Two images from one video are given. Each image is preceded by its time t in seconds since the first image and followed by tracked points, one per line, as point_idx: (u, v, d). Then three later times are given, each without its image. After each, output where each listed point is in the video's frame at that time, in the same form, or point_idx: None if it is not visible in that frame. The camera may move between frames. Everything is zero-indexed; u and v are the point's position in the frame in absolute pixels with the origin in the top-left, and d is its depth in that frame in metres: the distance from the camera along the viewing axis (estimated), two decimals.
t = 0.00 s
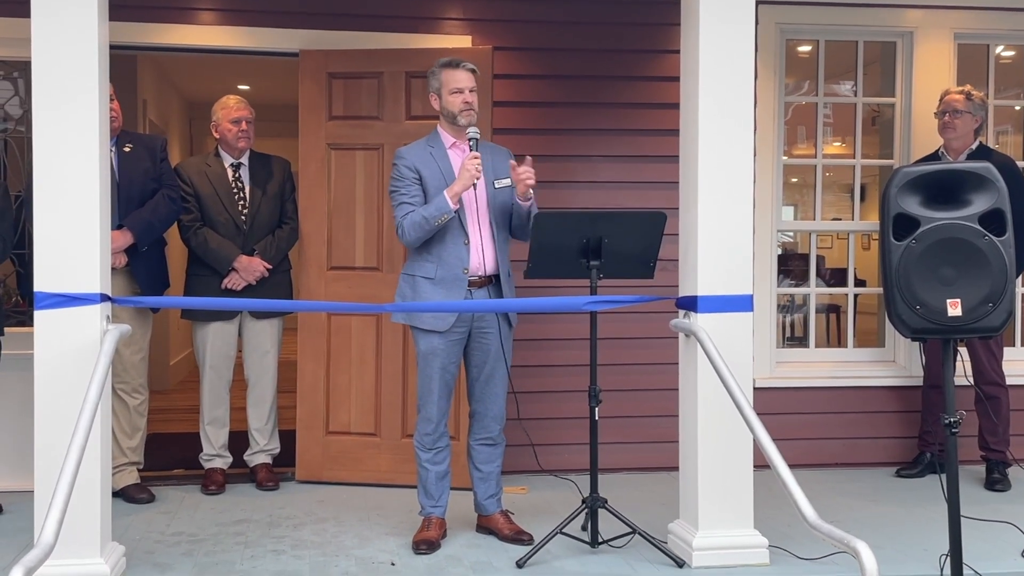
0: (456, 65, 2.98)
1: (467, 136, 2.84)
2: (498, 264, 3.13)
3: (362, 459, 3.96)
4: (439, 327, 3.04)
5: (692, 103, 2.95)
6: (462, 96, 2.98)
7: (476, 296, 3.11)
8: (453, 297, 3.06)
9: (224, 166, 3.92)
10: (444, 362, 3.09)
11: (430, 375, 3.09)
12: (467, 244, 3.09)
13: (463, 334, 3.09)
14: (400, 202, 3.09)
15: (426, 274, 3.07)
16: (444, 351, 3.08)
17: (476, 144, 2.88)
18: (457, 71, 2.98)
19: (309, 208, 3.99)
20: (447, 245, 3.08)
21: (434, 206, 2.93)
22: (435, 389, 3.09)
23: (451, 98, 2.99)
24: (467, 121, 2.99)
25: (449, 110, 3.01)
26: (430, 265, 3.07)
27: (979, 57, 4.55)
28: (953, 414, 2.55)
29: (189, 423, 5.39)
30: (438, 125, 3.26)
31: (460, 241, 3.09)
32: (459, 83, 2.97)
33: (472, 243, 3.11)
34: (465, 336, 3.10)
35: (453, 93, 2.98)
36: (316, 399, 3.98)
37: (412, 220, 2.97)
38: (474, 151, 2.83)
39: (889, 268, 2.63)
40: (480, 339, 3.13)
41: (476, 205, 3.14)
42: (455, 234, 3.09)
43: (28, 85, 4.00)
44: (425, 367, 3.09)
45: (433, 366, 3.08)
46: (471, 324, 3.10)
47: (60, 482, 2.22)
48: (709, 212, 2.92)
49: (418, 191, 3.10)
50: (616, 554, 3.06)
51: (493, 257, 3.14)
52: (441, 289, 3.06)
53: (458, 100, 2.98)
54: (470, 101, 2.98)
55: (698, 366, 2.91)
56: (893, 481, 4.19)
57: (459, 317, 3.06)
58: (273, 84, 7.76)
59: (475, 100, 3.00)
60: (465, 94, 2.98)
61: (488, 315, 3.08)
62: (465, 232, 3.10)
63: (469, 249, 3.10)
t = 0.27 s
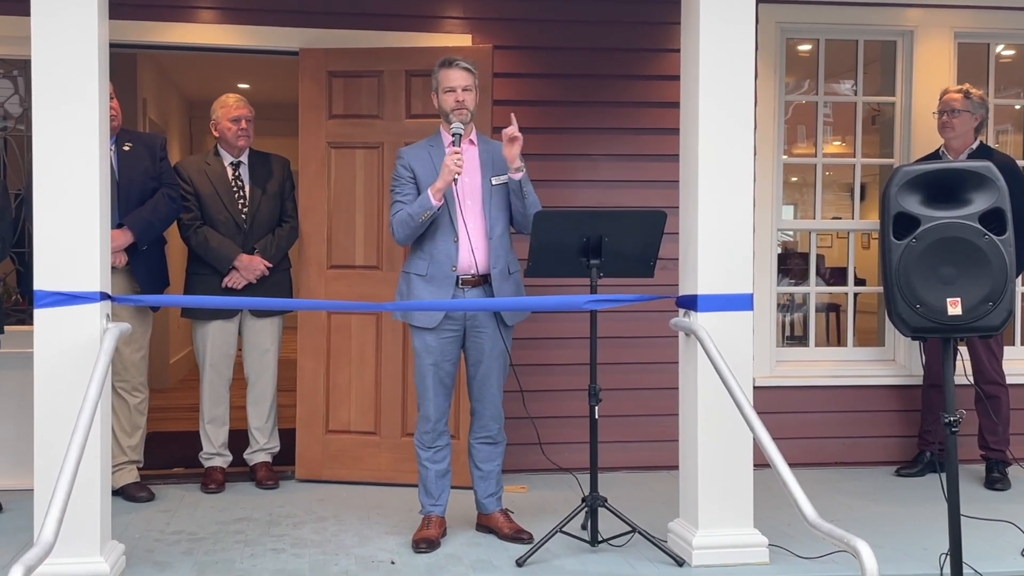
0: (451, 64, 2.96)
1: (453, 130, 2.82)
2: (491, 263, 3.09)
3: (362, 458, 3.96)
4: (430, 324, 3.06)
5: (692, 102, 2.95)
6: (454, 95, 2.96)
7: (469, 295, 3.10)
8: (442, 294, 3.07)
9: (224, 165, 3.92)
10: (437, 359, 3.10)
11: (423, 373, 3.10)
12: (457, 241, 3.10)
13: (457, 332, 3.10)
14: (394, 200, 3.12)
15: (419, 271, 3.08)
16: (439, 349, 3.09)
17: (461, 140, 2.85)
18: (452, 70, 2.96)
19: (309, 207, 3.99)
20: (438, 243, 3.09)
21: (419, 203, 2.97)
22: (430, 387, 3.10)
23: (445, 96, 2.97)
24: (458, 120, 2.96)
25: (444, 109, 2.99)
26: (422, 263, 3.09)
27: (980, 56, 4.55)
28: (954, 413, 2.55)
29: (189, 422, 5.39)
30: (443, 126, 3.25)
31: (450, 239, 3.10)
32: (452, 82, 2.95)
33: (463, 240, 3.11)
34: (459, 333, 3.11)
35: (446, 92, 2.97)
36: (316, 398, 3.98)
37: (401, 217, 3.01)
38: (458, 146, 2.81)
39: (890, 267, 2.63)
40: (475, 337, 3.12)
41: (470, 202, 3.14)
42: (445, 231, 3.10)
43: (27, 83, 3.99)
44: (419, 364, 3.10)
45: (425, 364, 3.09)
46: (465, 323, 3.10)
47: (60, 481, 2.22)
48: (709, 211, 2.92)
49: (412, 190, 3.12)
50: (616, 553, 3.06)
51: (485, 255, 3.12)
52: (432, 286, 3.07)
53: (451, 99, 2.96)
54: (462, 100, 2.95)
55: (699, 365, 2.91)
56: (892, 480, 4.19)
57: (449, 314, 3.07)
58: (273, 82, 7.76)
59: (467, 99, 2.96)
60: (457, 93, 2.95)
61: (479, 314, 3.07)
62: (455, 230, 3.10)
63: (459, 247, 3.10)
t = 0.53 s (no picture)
0: (450, 65, 2.95)
1: (447, 131, 2.82)
2: (486, 264, 3.09)
3: (362, 457, 3.96)
4: (425, 322, 3.07)
5: (692, 102, 2.95)
6: (451, 96, 2.96)
7: (467, 293, 3.11)
8: (437, 292, 3.08)
9: (223, 164, 3.92)
10: (434, 356, 3.10)
11: (420, 370, 3.10)
12: (453, 241, 3.10)
13: (454, 330, 3.11)
14: (395, 200, 3.14)
15: (417, 270, 3.10)
16: (435, 346, 3.09)
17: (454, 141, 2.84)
18: (451, 71, 2.95)
19: (309, 206, 3.99)
20: (434, 242, 3.11)
21: (413, 203, 2.99)
22: (426, 384, 3.10)
23: (444, 97, 2.97)
24: (454, 121, 2.98)
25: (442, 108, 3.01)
26: (420, 262, 3.11)
27: (979, 55, 4.55)
28: (953, 413, 2.55)
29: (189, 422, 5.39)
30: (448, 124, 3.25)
31: (447, 238, 3.10)
32: (450, 84, 2.95)
33: (459, 240, 3.11)
34: (456, 331, 3.11)
35: (445, 92, 2.97)
36: (316, 397, 3.98)
37: (397, 217, 3.04)
38: (451, 148, 2.81)
39: (889, 266, 2.63)
40: (472, 335, 3.12)
41: (468, 202, 3.14)
42: (442, 231, 3.11)
43: (27, 83, 3.99)
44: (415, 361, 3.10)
45: (421, 360, 3.09)
46: (462, 321, 3.11)
47: (60, 480, 2.22)
48: (710, 210, 2.92)
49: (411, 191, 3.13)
50: (616, 552, 3.06)
51: (480, 257, 3.11)
52: (428, 285, 3.09)
53: (448, 100, 2.97)
54: (458, 102, 2.95)
55: (699, 364, 2.91)
56: (892, 479, 4.19)
57: (444, 313, 3.08)
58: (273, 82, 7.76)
59: (465, 101, 2.96)
60: (454, 95, 2.95)
61: (473, 313, 3.07)
62: (452, 230, 3.11)
63: (455, 247, 3.10)
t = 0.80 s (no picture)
0: (456, 65, 2.95)
1: (445, 130, 2.82)
2: (483, 264, 3.08)
3: (362, 457, 3.96)
4: (424, 320, 3.07)
5: (691, 102, 2.95)
6: (455, 95, 2.96)
7: (465, 293, 3.10)
8: (435, 291, 3.08)
9: (222, 164, 3.92)
10: (433, 356, 3.10)
11: (419, 369, 3.10)
12: (452, 240, 3.10)
13: (453, 329, 3.11)
14: (398, 198, 3.16)
15: (417, 269, 3.11)
16: (435, 345, 3.10)
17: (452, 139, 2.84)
18: (457, 71, 2.96)
19: (309, 206, 3.99)
20: (434, 241, 3.11)
21: (413, 201, 3.01)
22: (426, 384, 3.10)
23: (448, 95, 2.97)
24: (456, 120, 2.97)
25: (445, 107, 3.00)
26: (420, 261, 3.12)
27: (979, 55, 4.55)
28: (953, 413, 2.55)
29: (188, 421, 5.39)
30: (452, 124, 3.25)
31: (445, 237, 3.10)
32: (455, 83, 2.95)
33: (458, 240, 3.11)
34: (455, 330, 3.11)
35: (449, 91, 2.97)
36: (316, 396, 3.98)
37: (398, 214, 3.07)
38: (449, 146, 2.81)
39: (889, 266, 2.63)
40: (471, 334, 3.12)
41: (468, 202, 3.14)
42: (441, 230, 3.11)
43: (26, 82, 3.99)
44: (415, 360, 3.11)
45: (421, 360, 3.10)
46: (460, 321, 3.11)
47: (59, 480, 2.22)
48: (709, 210, 2.92)
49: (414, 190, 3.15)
50: (616, 552, 3.06)
51: (477, 256, 3.11)
52: (427, 284, 3.09)
53: (450, 99, 2.97)
54: (460, 101, 2.95)
55: (699, 364, 2.91)
56: (892, 479, 4.19)
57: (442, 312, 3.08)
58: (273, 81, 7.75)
59: (467, 100, 2.96)
60: (458, 93, 2.95)
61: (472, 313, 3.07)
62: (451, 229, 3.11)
63: (453, 246, 3.10)
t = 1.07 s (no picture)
0: (456, 64, 2.95)
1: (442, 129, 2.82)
2: (482, 264, 3.08)
3: (361, 456, 3.96)
4: (423, 320, 3.07)
5: (691, 102, 2.95)
6: (454, 94, 2.96)
7: (464, 293, 3.10)
8: (434, 290, 3.08)
9: (222, 164, 3.92)
10: (432, 355, 3.10)
11: (417, 368, 3.11)
12: (450, 240, 3.10)
13: (452, 329, 3.11)
14: (398, 198, 3.16)
15: (416, 269, 3.11)
16: (433, 344, 3.10)
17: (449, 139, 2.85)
18: (457, 70, 2.95)
19: (308, 205, 3.99)
20: (433, 241, 3.12)
21: (411, 201, 3.01)
22: (425, 383, 3.11)
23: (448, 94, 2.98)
24: (455, 120, 2.98)
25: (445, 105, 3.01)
26: (420, 261, 3.12)
27: (979, 55, 4.55)
28: (952, 413, 2.55)
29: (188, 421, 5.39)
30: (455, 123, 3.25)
31: (444, 237, 3.10)
32: (455, 82, 2.95)
33: (456, 240, 3.11)
34: (454, 330, 3.12)
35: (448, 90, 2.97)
36: (315, 396, 3.98)
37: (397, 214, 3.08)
38: (445, 145, 2.81)
39: (889, 266, 2.63)
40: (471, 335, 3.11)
41: (468, 202, 3.14)
42: (440, 230, 3.11)
43: (26, 83, 3.99)
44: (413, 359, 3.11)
45: (419, 359, 3.10)
46: (459, 321, 3.11)
47: (59, 480, 2.22)
48: (709, 210, 2.92)
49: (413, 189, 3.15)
50: (616, 552, 3.06)
51: (475, 257, 3.11)
52: (426, 283, 3.09)
53: (450, 98, 2.97)
54: (459, 102, 2.96)
55: (698, 364, 2.91)
56: (892, 479, 4.19)
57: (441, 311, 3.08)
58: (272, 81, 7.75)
59: (466, 100, 2.96)
60: (458, 93, 2.95)
61: (470, 313, 3.07)
62: (450, 229, 3.11)
63: (451, 246, 3.10)
